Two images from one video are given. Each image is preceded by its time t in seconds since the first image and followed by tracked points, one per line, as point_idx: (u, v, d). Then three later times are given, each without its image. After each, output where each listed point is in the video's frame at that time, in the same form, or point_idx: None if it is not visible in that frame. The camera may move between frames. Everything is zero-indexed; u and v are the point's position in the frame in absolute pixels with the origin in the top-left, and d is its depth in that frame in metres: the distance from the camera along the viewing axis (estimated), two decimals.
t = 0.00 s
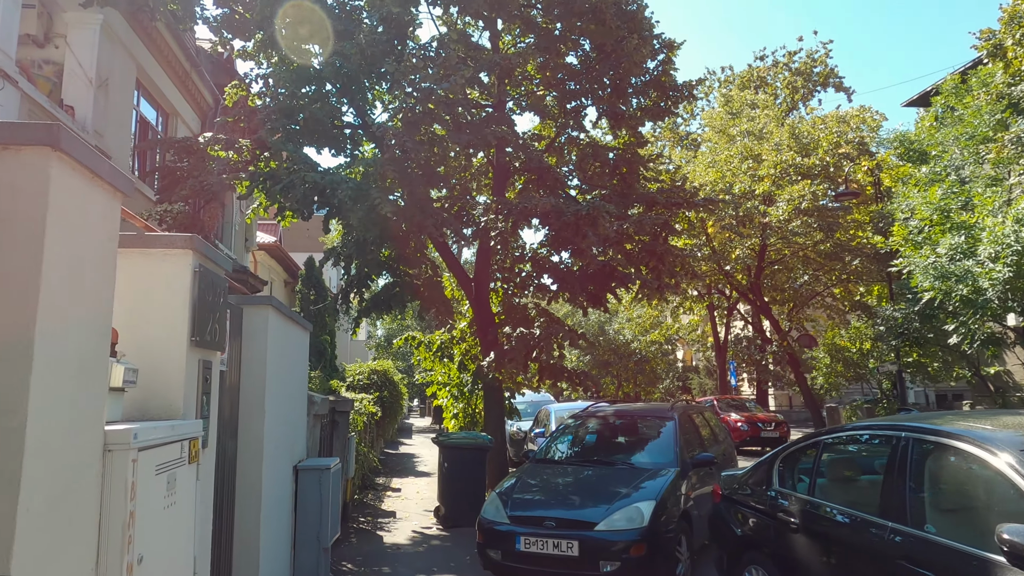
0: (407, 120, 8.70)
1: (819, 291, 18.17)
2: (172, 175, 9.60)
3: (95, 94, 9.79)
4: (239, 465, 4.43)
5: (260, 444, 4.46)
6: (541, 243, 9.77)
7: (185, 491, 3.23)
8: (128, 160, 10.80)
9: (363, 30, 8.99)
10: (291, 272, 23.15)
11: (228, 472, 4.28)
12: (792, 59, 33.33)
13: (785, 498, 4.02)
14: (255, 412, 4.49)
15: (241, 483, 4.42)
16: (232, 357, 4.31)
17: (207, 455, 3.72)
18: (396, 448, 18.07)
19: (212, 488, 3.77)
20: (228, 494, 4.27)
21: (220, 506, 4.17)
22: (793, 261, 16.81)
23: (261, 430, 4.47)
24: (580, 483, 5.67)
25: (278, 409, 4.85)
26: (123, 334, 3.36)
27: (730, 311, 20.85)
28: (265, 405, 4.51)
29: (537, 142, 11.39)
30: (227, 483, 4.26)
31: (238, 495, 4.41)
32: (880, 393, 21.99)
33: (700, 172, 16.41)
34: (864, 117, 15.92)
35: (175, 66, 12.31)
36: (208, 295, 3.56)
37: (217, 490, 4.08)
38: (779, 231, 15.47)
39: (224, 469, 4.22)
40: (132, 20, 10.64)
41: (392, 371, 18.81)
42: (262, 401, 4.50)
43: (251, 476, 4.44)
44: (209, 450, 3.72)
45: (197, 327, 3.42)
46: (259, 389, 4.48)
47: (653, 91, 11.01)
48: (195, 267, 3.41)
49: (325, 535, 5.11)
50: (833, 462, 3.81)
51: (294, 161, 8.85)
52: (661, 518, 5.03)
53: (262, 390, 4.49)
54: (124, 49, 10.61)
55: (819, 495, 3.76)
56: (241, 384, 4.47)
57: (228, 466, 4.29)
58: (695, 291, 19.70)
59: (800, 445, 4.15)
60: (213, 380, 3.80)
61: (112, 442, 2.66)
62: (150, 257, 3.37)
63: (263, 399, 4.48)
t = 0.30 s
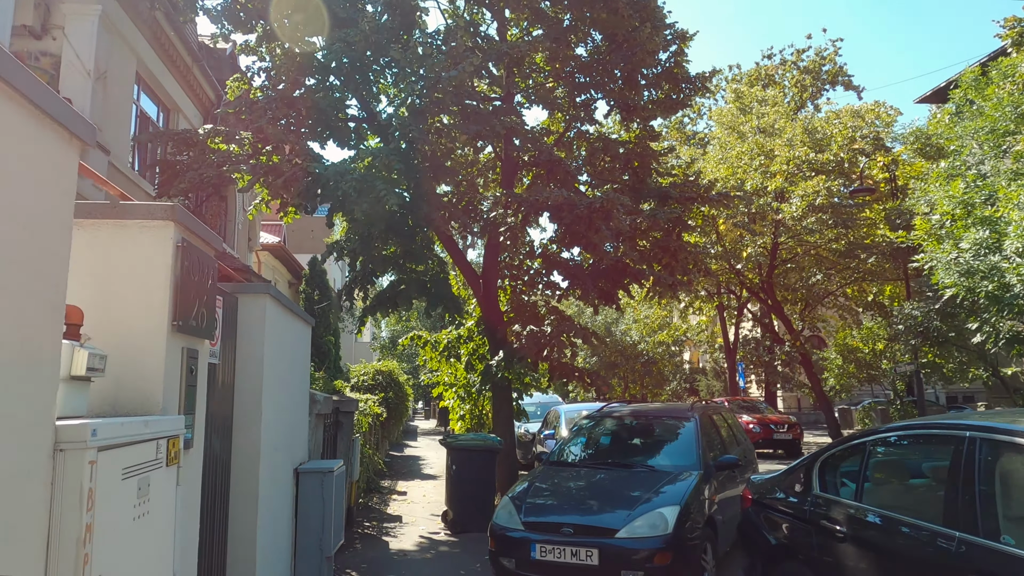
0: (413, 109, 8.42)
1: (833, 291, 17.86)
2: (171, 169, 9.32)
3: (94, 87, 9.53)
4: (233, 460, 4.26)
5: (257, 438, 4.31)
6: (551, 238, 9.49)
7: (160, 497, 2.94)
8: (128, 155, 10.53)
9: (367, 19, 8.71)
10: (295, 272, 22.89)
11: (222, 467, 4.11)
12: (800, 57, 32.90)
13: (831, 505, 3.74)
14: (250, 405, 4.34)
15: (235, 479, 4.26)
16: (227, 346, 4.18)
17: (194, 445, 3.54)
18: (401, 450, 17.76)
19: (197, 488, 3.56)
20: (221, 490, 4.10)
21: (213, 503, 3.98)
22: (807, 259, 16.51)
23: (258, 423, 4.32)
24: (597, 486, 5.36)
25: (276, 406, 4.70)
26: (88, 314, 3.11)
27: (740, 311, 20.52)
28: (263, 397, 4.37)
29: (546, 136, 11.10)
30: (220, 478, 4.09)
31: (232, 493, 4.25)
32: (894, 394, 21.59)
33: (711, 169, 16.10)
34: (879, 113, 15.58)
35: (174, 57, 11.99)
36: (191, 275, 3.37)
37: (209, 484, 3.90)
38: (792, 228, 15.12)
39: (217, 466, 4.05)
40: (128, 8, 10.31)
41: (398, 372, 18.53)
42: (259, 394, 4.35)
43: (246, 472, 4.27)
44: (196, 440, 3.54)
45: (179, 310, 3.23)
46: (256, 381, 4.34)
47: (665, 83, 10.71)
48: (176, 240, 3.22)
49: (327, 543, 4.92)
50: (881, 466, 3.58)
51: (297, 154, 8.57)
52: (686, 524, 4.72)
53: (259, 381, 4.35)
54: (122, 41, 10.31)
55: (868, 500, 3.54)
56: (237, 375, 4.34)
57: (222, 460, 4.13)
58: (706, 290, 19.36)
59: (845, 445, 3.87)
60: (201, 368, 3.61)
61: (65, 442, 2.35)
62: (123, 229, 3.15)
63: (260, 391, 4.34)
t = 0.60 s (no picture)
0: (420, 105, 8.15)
1: (848, 291, 17.51)
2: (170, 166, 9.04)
3: (92, 82, 9.26)
4: (221, 465, 4.11)
5: (249, 442, 4.14)
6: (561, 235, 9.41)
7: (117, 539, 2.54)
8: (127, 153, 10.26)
9: (371, 10, 8.42)
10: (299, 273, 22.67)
11: (211, 473, 3.96)
12: (809, 54, 32.49)
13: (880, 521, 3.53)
14: (242, 408, 4.17)
15: (225, 485, 4.10)
16: (216, 346, 4.02)
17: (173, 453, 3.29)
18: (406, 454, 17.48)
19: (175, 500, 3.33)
20: (210, 497, 3.94)
21: (201, 510, 3.81)
22: (821, 258, 16.20)
23: (250, 427, 4.16)
24: (614, 498, 5.06)
25: (271, 410, 4.54)
26: (42, 310, 2.82)
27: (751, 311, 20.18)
28: (256, 401, 4.21)
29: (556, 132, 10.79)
30: (209, 485, 3.94)
31: (221, 500, 4.08)
32: (907, 396, 21.19)
33: (723, 166, 15.78)
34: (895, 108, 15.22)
35: (174, 52, 11.71)
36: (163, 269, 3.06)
37: (196, 491, 3.74)
38: (806, 226, 14.77)
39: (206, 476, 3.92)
40: (126, 2, 10.03)
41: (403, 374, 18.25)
42: (251, 397, 4.19)
43: (236, 478, 4.10)
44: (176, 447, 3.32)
45: (146, 309, 2.92)
46: (248, 384, 4.18)
47: (678, 77, 10.36)
48: (143, 227, 2.93)
49: (326, 564, 4.94)
50: (935, 481, 3.36)
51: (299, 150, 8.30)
52: (713, 540, 4.40)
53: (252, 383, 4.19)
54: (122, 35, 10.07)
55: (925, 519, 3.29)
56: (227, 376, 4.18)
57: (211, 466, 3.98)
58: (716, 291, 19.03)
59: (891, 460, 3.67)
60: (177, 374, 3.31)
61: None
62: (84, 215, 2.87)
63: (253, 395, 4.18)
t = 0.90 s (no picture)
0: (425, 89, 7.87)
1: (859, 291, 17.15)
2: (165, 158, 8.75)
3: (87, 73, 8.94)
4: (199, 459, 3.87)
5: (230, 435, 3.90)
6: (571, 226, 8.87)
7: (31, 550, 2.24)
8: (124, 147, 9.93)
9: None
10: (302, 274, 22.44)
11: (186, 467, 3.72)
12: (816, 53, 32.14)
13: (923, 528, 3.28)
14: (223, 399, 3.93)
15: (203, 481, 3.86)
16: (191, 333, 3.79)
17: (125, 454, 2.98)
18: (409, 456, 17.17)
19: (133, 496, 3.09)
20: (184, 493, 3.71)
21: (172, 507, 3.57)
22: (832, 256, 15.87)
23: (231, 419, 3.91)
24: (628, 503, 4.75)
25: (257, 406, 4.29)
26: None
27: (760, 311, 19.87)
28: (238, 391, 3.96)
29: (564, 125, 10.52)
30: (183, 480, 3.70)
31: (199, 497, 3.84)
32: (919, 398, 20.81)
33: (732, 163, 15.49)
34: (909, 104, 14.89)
35: (172, 45, 11.44)
36: (111, 231, 2.77)
37: (166, 487, 3.50)
38: (818, 224, 14.46)
39: (183, 472, 3.71)
40: None
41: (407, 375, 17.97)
42: (233, 387, 3.95)
43: (216, 473, 3.85)
44: (132, 443, 3.04)
45: (86, 279, 2.60)
46: (229, 373, 3.95)
47: (689, 69, 10.06)
48: (84, 180, 2.65)
49: (319, 568, 4.72)
50: (996, 485, 3.04)
51: (298, 140, 8.04)
52: (736, 548, 4.09)
53: (234, 372, 3.96)
54: (119, 27, 9.79)
55: (987, 533, 2.96)
56: (206, 365, 3.95)
57: (186, 460, 3.74)
58: (724, 291, 18.73)
59: (935, 464, 3.39)
60: (132, 361, 3.02)
61: None
62: (14, 163, 2.60)
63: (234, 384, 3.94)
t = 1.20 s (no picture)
0: (427, 81, 7.58)
1: (870, 292, 16.80)
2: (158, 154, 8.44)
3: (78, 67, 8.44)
4: (170, 467, 3.60)
5: (206, 441, 3.62)
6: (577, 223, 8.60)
7: None
8: (117, 144, 9.51)
9: None
10: (302, 274, 22.14)
11: (156, 476, 3.46)
12: (823, 52, 31.75)
13: (974, 551, 3.06)
14: (199, 402, 3.66)
15: (175, 490, 3.59)
16: (161, 332, 3.52)
17: (53, 482, 2.58)
18: (411, 460, 16.86)
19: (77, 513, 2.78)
20: (153, 502, 3.44)
21: (138, 522, 3.29)
22: (843, 256, 15.53)
23: (207, 423, 3.64)
24: (644, 516, 4.44)
25: (238, 411, 4.01)
26: None
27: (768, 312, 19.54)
28: (215, 394, 3.68)
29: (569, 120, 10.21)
30: (152, 489, 3.43)
31: (171, 506, 3.59)
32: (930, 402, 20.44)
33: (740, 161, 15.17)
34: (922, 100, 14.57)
35: (169, 39, 11.18)
36: (33, 207, 2.39)
37: (131, 498, 3.24)
38: (829, 223, 14.15)
39: (152, 483, 3.43)
40: None
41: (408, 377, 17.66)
42: (210, 390, 3.67)
43: (190, 482, 3.58)
44: (67, 458, 2.69)
45: None
46: (205, 374, 3.67)
47: (698, 63, 9.75)
48: None
49: None
50: None
51: (296, 133, 7.76)
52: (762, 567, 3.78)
53: (210, 373, 3.68)
54: (112, 20, 9.47)
55: None
56: (180, 366, 3.69)
57: (156, 467, 3.48)
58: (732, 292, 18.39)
59: (999, 482, 3.16)
60: (64, 363, 2.67)
61: None
62: None
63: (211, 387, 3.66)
